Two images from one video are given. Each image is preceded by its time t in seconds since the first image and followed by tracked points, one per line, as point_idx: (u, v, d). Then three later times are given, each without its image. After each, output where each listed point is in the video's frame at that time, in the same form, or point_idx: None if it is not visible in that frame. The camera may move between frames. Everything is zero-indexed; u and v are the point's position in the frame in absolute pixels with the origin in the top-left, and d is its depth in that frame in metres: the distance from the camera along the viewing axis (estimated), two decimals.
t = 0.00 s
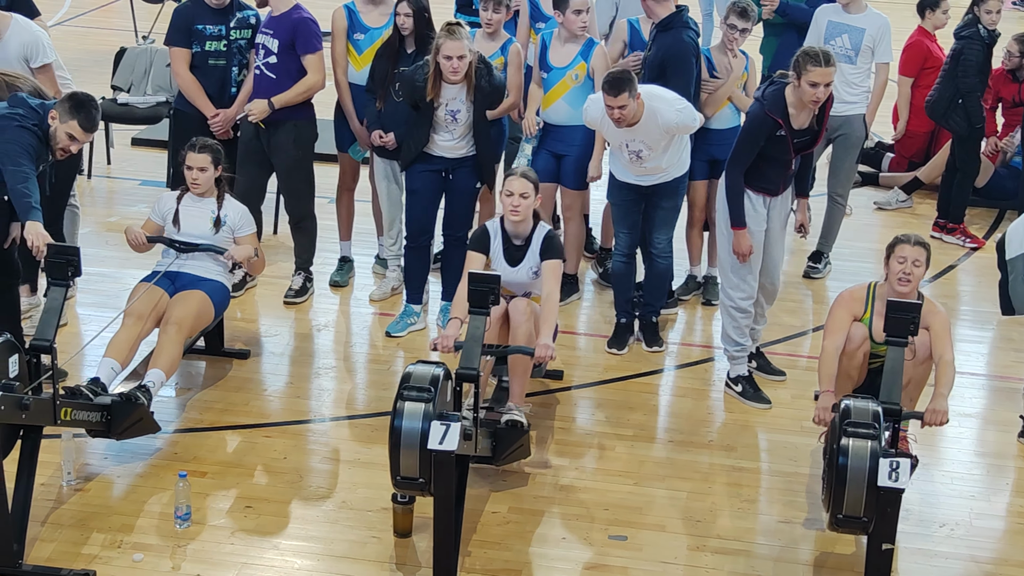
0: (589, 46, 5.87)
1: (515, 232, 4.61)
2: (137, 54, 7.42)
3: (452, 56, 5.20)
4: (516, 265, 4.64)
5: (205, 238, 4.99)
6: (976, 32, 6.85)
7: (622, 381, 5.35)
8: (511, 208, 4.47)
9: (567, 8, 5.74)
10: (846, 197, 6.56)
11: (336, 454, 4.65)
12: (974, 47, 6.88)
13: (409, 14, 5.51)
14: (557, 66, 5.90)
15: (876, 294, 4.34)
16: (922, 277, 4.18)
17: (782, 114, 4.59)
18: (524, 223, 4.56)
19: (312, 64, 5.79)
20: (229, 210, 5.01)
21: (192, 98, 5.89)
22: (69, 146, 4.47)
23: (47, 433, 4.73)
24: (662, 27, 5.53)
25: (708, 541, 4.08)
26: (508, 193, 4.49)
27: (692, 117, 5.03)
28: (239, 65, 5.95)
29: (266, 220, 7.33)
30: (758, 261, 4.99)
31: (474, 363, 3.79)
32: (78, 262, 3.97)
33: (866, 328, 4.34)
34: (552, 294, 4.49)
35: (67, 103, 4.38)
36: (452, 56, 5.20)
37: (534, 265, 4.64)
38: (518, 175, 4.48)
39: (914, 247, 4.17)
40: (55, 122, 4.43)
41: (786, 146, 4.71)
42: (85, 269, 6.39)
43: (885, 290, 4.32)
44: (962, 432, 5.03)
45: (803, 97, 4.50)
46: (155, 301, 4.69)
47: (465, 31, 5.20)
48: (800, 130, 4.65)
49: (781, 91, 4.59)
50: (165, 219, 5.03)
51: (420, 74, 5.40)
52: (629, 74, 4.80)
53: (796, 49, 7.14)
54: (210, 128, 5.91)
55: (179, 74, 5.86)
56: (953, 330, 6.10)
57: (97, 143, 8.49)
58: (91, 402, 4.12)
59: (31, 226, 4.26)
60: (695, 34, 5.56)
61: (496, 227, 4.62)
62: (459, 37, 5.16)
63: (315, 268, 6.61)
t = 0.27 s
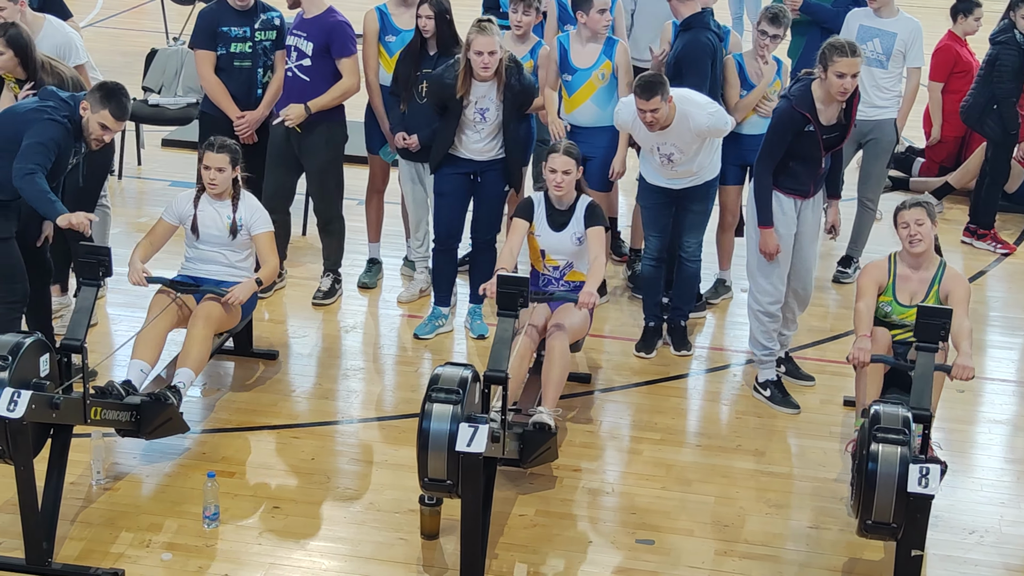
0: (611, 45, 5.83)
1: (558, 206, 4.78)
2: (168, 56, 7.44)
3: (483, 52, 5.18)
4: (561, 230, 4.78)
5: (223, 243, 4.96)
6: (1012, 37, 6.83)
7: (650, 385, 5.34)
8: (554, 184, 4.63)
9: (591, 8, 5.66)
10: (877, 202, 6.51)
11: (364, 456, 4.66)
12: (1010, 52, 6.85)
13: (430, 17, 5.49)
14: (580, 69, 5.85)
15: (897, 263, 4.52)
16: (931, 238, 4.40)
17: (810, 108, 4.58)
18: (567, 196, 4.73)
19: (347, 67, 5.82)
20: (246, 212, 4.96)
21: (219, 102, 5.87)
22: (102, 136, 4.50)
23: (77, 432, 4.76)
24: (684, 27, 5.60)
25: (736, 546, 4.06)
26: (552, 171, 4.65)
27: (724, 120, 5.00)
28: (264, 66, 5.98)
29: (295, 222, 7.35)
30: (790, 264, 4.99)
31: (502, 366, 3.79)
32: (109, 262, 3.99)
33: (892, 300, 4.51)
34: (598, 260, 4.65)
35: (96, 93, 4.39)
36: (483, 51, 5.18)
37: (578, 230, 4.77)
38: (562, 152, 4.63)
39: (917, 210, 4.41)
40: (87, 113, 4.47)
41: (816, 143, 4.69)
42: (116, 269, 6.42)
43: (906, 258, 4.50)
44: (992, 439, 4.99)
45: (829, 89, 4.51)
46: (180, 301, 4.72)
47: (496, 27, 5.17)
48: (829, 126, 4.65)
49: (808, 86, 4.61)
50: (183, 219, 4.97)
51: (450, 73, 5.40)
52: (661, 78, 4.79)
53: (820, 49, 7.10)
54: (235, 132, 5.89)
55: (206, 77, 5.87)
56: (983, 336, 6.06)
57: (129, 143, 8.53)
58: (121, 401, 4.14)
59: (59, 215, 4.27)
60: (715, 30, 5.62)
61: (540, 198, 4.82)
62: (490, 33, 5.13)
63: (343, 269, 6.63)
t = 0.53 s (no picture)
0: (628, 45, 5.82)
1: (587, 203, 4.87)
2: (191, 58, 7.50)
3: (504, 54, 5.16)
4: (592, 218, 4.88)
5: (222, 269, 4.83)
6: None
7: (670, 389, 5.33)
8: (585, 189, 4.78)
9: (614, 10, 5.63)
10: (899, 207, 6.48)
11: (385, 459, 4.66)
12: None
13: (441, 21, 5.51)
14: (602, 71, 5.82)
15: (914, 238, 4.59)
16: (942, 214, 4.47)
17: (828, 102, 4.62)
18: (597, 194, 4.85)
19: (374, 71, 5.83)
20: (242, 237, 4.80)
21: (236, 106, 5.89)
22: (126, 128, 4.50)
23: (99, 433, 4.77)
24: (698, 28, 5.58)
25: (757, 551, 4.05)
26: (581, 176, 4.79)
27: (747, 124, 4.99)
28: (282, 69, 5.99)
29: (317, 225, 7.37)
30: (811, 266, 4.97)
31: (523, 369, 3.78)
32: (132, 264, 4.01)
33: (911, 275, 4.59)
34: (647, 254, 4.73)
35: (121, 86, 4.39)
36: (504, 53, 5.16)
37: (609, 223, 4.88)
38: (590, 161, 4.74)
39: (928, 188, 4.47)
40: (113, 105, 4.48)
41: (838, 138, 4.71)
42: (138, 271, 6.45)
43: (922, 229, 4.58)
44: (1016, 446, 4.97)
45: (847, 82, 4.54)
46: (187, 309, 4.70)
47: (517, 29, 5.15)
48: (849, 120, 4.68)
49: (826, 82, 4.64)
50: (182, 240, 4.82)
51: (470, 75, 5.39)
52: (685, 80, 4.80)
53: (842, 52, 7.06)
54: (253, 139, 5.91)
55: (223, 79, 5.89)
56: (1006, 342, 6.03)
57: (151, 146, 8.57)
58: (143, 403, 4.16)
59: (43, 247, 4.33)
60: (729, 32, 5.60)
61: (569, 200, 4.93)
62: (512, 35, 5.11)
63: (365, 272, 6.64)
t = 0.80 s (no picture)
0: (660, 51, 5.84)
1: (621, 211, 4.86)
2: (226, 65, 7.57)
3: (525, 73, 5.11)
4: (624, 228, 4.88)
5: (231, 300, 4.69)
6: None
7: (704, 397, 5.31)
8: (618, 197, 4.75)
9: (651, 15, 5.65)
10: (936, 214, 6.44)
11: (418, 465, 4.66)
12: None
13: (471, 29, 5.51)
14: (642, 77, 5.81)
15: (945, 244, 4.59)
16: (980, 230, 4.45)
17: (861, 103, 4.61)
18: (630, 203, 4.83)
19: (403, 76, 5.81)
20: (249, 267, 4.64)
21: (269, 111, 5.89)
22: (163, 126, 4.53)
23: (134, 437, 4.80)
24: (728, 30, 5.68)
25: (790, 560, 4.03)
26: (615, 185, 4.77)
27: (781, 130, 4.99)
28: (316, 75, 6.01)
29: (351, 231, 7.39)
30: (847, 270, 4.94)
31: (555, 376, 3.77)
32: (168, 269, 4.03)
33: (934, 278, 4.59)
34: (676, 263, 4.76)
35: (157, 85, 4.42)
36: (526, 72, 5.11)
37: (642, 233, 4.88)
38: (624, 165, 4.74)
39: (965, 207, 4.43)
40: (149, 104, 4.51)
41: (871, 138, 4.69)
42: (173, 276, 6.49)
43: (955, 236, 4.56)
44: None
45: (880, 82, 4.54)
46: (207, 318, 4.63)
47: (538, 46, 5.13)
48: (884, 122, 4.66)
49: (858, 84, 4.66)
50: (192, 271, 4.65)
51: (492, 90, 5.35)
52: (720, 84, 4.80)
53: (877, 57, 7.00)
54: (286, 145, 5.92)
55: (257, 85, 5.89)
56: None
57: (188, 152, 8.62)
58: (177, 408, 4.18)
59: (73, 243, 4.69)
60: (758, 34, 5.70)
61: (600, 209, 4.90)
62: (532, 53, 5.07)
63: (398, 278, 6.65)
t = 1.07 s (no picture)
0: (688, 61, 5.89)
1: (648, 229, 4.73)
2: (262, 73, 7.61)
3: (544, 91, 4.99)
4: (649, 259, 4.78)
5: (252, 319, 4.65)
6: None
7: (737, 406, 5.30)
8: (645, 210, 4.57)
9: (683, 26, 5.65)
10: (972, 224, 6.45)
11: (451, 472, 4.67)
12: None
13: (506, 38, 5.52)
14: (673, 87, 5.81)
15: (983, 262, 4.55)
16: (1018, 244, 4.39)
17: (896, 107, 4.60)
18: (657, 223, 4.69)
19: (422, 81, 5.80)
20: (269, 285, 4.59)
21: (304, 117, 5.92)
22: (201, 133, 4.55)
23: (169, 443, 4.83)
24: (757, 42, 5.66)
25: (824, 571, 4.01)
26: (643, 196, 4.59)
27: (816, 137, 4.96)
28: (351, 83, 6.03)
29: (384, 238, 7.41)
30: (883, 277, 4.92)
31: (589, 384, 3.78)
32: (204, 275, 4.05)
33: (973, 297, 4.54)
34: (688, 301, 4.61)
35: (195, 91, 4.45)
36: (544, 90, 4.99)
37: (666, 261, 4.76)
38: (653, 178, 4.60)
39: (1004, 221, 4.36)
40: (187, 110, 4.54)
41: (907, 144, 4.67)
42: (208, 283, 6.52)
43: (993, 259, 4.52)
44: None
45: (915, 87, 4.52)
46: (230, 328, 4.62)
47: (558, 63, 5.02)
48: (920, 126, 4.65)
49: (895, 89, 4.64)
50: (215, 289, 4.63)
51: (513, 103, 5.26)
52: (754, 92, 4.79)
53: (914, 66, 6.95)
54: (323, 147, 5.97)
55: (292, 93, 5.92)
56: None
57: (222, 159, 8.66)
58: (212, 413, 4.20)
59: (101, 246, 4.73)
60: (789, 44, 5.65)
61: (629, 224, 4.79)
62: (550, 70, 4.97)
63: (431, 286, 6.66)
